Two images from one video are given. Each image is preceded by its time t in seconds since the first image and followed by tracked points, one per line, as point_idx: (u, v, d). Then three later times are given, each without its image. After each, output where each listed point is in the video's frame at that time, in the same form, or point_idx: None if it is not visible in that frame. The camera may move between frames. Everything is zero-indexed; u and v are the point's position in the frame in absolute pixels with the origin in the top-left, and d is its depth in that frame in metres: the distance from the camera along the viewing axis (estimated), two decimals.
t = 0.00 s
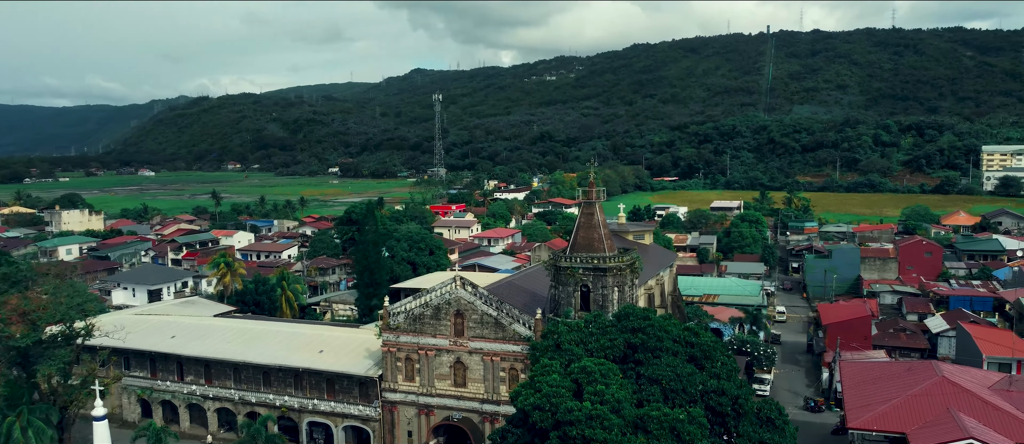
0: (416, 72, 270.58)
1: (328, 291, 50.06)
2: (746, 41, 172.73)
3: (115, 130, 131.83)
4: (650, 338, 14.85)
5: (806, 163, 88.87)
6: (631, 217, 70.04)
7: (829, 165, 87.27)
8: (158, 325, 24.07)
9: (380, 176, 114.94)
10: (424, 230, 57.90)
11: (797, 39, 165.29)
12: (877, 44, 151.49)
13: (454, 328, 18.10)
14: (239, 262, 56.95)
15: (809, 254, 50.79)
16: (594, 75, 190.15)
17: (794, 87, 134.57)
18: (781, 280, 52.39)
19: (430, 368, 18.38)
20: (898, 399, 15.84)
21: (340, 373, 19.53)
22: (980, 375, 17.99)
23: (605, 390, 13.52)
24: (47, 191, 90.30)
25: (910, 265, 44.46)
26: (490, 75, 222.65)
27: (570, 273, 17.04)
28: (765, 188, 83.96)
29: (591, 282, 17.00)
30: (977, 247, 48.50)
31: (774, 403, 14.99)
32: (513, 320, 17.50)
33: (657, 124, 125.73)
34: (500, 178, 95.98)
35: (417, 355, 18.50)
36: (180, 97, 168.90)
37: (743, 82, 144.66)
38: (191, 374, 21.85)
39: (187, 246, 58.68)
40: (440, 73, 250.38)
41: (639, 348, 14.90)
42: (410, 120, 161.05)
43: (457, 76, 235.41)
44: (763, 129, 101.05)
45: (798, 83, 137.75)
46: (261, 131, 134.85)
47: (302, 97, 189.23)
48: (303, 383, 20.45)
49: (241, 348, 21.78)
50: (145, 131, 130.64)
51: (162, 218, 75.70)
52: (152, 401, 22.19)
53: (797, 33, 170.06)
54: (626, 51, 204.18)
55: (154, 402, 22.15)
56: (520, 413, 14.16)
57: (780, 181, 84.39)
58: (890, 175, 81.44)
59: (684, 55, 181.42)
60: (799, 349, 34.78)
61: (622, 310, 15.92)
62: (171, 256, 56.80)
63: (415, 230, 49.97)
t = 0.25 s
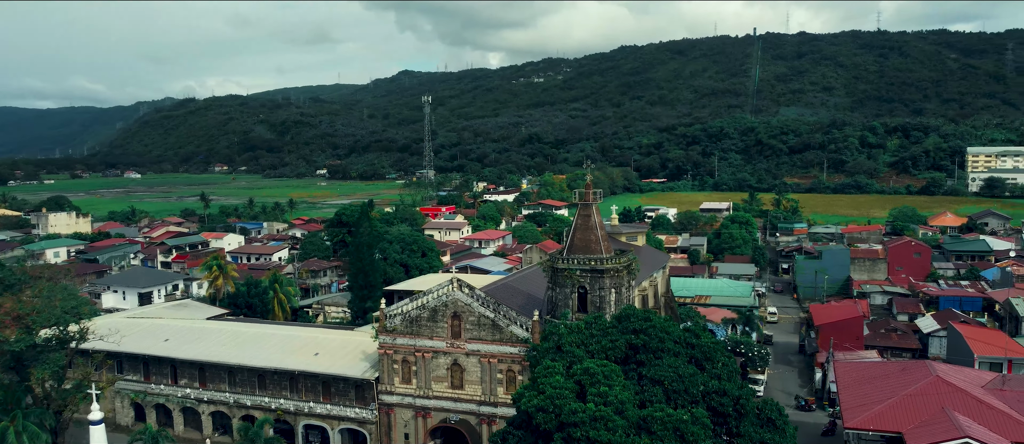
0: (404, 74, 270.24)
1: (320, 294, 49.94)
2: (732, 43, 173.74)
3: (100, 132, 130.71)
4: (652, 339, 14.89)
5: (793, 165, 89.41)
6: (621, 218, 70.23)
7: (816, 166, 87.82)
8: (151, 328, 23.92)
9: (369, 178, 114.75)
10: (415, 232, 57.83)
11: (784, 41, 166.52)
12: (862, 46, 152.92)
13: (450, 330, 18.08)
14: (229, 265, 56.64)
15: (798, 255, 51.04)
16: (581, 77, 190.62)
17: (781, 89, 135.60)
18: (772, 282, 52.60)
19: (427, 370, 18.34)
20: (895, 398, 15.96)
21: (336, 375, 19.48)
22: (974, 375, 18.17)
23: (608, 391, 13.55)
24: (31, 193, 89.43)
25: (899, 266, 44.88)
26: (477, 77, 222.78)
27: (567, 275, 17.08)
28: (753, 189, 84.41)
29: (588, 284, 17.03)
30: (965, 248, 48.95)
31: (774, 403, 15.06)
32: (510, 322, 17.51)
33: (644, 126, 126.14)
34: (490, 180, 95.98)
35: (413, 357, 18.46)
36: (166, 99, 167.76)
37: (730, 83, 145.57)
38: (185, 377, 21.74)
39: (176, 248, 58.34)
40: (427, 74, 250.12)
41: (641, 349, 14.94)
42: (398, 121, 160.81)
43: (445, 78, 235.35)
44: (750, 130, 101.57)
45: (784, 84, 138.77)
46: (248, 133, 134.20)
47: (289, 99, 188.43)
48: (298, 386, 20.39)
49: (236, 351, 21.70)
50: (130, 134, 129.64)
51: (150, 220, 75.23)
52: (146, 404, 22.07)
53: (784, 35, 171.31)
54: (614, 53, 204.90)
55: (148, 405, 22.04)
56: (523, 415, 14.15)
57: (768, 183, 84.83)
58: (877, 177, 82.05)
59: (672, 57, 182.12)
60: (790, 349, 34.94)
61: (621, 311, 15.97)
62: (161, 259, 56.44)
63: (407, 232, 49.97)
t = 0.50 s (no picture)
0: (393, 76, 269.94)
1: (312, 295, 49.82)
2: (721, 44, 174.66)
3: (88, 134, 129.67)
4: (653, 340, 14.95)
5: (782, 166, 89.83)
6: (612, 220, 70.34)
7: (805, 168, 88.28)
8: (146, 330, 23.80)
9: (359, 180, 114.50)
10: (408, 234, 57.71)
11: (772, 43, 167.59)
12: (849, 49, 154.16)
13: (448, 332, 18.07)
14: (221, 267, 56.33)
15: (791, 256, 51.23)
16: (571, 78, 190.88)
17: (769, 90, 136.38)
18: (763, 282, 52.82)
19: (425, 372, 18.32)
20: (891, 397, 16.10)
21: (332, 378, 19.43)
22: (968, 374, 18.34)
23: (611, 392, 13.61)
24: (17, 196, 88.55)
25: (890, 267, 45.12)
26: (467, 79, 222.76)
27: (565, 276, 17.13)
28: (743, 191, 84.74)
29: (586, 285, 17.07)
30: (954, 248, 49.31)
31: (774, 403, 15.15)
32: (509, 324, 17.51)
33: (634, 127, 126.45)
34: (480, 182, 95.93)
35: (411, 359, 18.44)
36: (155, 100, 166.70)
37: (718, 85, 146.22)
38: (180, 380, 21.62)
39: (168, 251, 57.97)
40: (417, 76, 249.96)
41: (643, 350, 14.99)
42: (387, 123, 160.51)
43: (434, 79, 235.18)
44: (740, 132, 102.02)
45: (773, 86, 139.60)
46: (237, 135, 133.55)
47: (278, 101, 187.69)
48: (295, 388, 20.33)
49: (232, 353, 21.60)
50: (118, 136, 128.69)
51: (139, 223, 74.73)
52: (141, 407, 21.93)
53: (772, 37, 172.45)
54: (603, 55, 205.41)
55: (143, 409, 21.90)
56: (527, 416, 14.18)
57: (757, 184, 85.20)
58: (865, 178, 82.64)
59: (661, 59, 182.74)
60: (784, 350, 35.04)
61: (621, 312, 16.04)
62: (152, 261, 56.12)
63: (400, 234, 49.91)
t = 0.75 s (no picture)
0: (381, 77, 269.48)
1: (304, 297, 49.64)
2: (709, 46, 175.55)
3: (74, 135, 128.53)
4: (656, 341, 15.00)
5: (770, 168, 90.30)
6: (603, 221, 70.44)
7: (793, 169, 88.76)
8: (141, 333, 23.65)
9: (347, 182, 114.19)
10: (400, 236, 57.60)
11: (758, 46, 168.73)
12: (835, 51, 155.56)
13: (446, 333, 18.06)
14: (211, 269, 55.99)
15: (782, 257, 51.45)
16: (558, 80, 191.00)
17: (756, 93, 137.26)
18: (754, 283, 53.03)
19: (423, 373, 18.31)
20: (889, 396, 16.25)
21: (329, 379, 19.38)
22: (961, 373, 18.52)
23: (616, 393, 13.62)
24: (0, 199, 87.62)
25: (880, 267, 45.45)
26: (455, 81, 222.61)
27: (563, 277, 17.14)
28: (731, 192, 85.11)
29: (584, 286, 17.10)
30: (942, 249, 49.74)
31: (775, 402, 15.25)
32: (507, 325, 17.54)
33: (622, 129, 126.75)
34: (469, 184, 95.80)
35: (409, 361, 18.43)
36: (140, 102, 165.33)
37: (706, 87, 146.93)
38: (175, 383, 21.51)
39: (158, 253, 57.61)
40: (405, 78, 249.62)
41: (646, 351, 15.03)
42: (375, 125, 160.10)
43: (422, 81, 234.90)
44: (727, 134, 102.54)
45: (760, 88, 140.47)
46: (224, 137, 132.80)
47: (265, 102, 186.79)
48: (291, 391, 20.28)
49: (227, 356, 21.52)
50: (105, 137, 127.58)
51: (126, 225, 74.19)
52: (135, 410, 21.78)
53: (758, 39, 173.64)
54: (591, 57, 205.87)
55: (137, 412, 21.74)
56: (531, 417, 14.17)
57: (745, 186, 85.60)
58: (853, 179, 83.29)
59: (648, 61, 183.44)
60: (777, 350, 35.14)
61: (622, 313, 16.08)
62: (141, 264, 55.71)
63: (392, 236, 49.82)
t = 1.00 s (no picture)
0: (370, 79, 269.00)
1: (297, 299, 49.48)
2: (698, 48, 176.19)
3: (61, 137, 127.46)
4: (659, 342, 15.03)
5: (760, 169, 90.65)
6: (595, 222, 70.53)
7: (783, 170, 89.17)
8: (137, 335, 23.54)
9: (337, 183, 113.91)
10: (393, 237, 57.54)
11: (747, 47, 169.65)
12: (823, 53, 156.70)
13: (445, 334, 18.04)
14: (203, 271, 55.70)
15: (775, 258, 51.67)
16: (548, 81, 191.05)
17: (745, 94, 138.22)
18: (747, 284, 53.22)
19: (421, 374, 18.30)
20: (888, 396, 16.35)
21: (327, 381, 19.34)
22: (957, 373, 18.65)
23: (620, 393, 13.65)
24: None
25: (871, 267, 45.77)
26: (445, 82, 222.46)
27: (562, 279, 17.17)
28: (721, 193, 85.41)
29: (583, 287, 17.12)
30: (933, 249, 50.02)
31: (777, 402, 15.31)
32: (505, 326, 17.55)
33: (612, 131, 126.98)
34: (460, 186, 95.77)
35: (407, 362, 18.42)
36: (128, 103, 164.22)
37: (695, 89, 147.50)
38: (171, 385, 21.42)
39: (149, 255, 57.29)
40: (394, 79, 249.22)
41: (648, 352, 15.07)
42: (365, 126, 159.72)
43: (412, 83, 234.63)
44: (717, 135, 102.95)
45: (749, 90, 141.40)
46: (212, 138, 132.11)
47: (254, 103, 185.94)
48: (288, 393, 20.23)
49: (224, 358, 21.42)
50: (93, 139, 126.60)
51: (116, 227, 73.77)
52: (130, 413, 21.66)
53: (747, 41, 174.58)
54: (580, 58, 206.24)
55: (133, 414, 21.63)
56: (535, 417, 14.20)
57: (735, 187, 85.92)
58: (842, 180, 83.81)
59: (638, 62, 183.98)
60: (771, 350, 35.23)
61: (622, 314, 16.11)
62: (133, 266, 55.42)
63: (385, 237, 49.74)
